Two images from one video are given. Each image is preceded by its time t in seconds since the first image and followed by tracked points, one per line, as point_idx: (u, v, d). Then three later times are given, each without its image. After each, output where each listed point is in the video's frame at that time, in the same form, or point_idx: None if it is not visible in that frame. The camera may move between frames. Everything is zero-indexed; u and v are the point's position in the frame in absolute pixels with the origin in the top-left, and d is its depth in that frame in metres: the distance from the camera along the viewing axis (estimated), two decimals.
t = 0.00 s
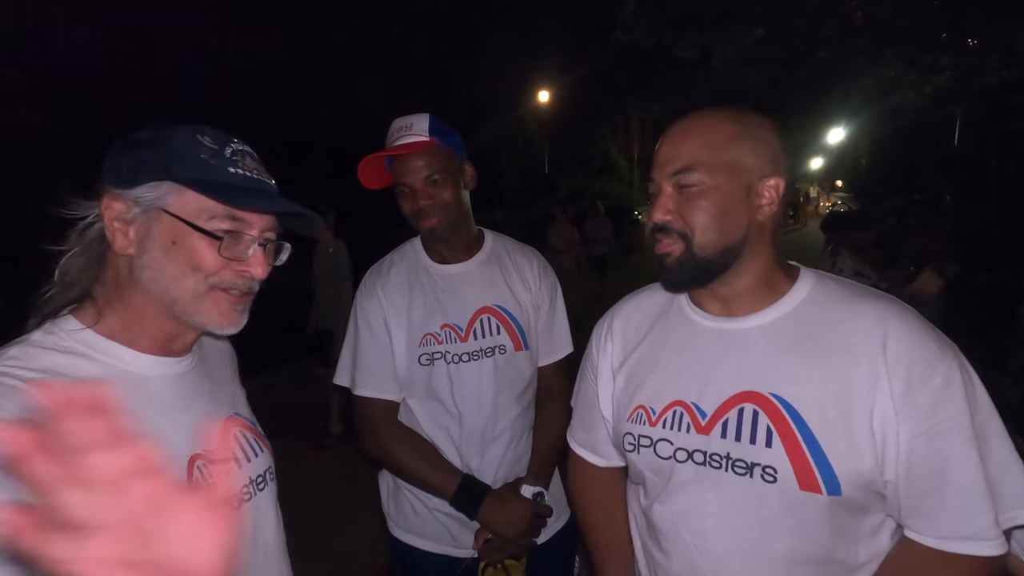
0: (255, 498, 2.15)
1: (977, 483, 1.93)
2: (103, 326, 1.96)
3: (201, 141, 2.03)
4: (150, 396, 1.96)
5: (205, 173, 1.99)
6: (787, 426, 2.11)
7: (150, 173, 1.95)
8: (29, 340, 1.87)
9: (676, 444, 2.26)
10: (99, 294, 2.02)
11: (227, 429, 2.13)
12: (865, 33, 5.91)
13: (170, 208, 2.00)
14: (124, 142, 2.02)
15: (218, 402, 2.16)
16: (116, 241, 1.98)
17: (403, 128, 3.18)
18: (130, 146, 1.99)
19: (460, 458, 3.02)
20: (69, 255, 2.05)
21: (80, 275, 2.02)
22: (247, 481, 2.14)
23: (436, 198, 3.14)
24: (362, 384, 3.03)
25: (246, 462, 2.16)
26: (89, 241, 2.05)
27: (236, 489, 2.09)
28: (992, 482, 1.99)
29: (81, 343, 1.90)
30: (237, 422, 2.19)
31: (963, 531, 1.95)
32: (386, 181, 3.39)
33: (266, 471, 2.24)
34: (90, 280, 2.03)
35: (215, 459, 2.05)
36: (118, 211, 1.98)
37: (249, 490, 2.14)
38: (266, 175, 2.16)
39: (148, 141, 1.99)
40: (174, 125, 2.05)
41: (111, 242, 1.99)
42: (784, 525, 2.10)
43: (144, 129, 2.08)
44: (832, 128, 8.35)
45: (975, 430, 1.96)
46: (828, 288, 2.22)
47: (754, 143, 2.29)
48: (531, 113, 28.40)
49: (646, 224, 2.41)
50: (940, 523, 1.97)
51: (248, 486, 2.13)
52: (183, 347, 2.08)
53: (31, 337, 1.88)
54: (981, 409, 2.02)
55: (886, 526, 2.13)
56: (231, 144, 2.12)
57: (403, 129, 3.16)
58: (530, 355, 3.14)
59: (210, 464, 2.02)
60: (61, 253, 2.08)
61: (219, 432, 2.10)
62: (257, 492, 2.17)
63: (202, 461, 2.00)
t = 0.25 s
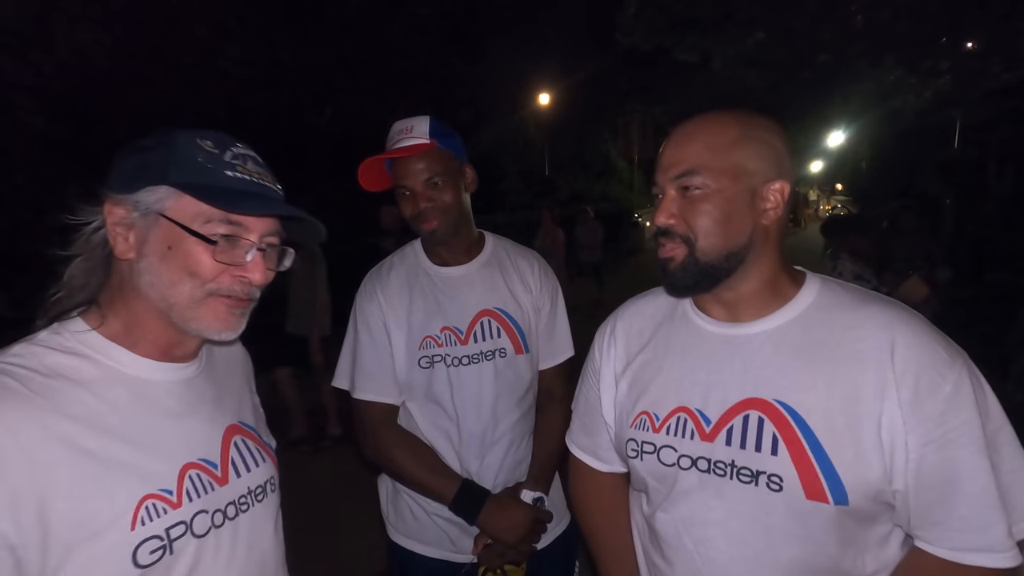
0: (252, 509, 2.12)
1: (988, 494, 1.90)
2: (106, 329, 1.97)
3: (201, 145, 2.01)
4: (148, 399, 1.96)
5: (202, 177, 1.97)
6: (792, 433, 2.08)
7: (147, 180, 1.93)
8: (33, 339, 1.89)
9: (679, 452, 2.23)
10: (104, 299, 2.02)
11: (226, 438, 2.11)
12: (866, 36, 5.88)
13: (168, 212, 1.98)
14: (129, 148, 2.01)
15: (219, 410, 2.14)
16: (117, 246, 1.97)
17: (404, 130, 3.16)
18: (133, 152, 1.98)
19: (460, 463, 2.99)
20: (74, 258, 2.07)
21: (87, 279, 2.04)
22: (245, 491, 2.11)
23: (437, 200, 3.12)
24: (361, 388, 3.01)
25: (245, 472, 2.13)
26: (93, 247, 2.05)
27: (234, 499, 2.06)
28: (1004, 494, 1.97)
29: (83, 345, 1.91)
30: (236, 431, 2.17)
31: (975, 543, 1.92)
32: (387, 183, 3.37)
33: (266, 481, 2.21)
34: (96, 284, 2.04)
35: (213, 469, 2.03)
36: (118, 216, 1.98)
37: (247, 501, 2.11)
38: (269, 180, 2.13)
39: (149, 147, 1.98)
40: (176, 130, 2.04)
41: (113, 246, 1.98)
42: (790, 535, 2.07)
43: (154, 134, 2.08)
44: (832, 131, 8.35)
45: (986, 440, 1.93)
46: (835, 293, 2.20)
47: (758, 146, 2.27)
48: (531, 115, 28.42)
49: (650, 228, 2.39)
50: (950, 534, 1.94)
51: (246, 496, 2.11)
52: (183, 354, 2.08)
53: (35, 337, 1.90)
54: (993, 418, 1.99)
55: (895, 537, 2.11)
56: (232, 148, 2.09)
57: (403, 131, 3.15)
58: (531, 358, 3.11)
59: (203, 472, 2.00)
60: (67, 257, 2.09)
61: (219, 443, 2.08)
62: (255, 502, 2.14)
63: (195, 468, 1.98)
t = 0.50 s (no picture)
0: (250, 523, 2.11)
1: (996, 505, 1.90)
2: (121, 335, 1.99)
3: (228, 158, 2.02)
4: (151, 408, 1.97)
5: (226, 191, 1.98)
6: (797, 442, 2.07)
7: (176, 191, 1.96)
8: (45, 340, 1.93)
9: (682, 459, 2.22)
10: (122, 306, 2.05)
11: (229, 451, 2.10)
12: (865, 41, 5.88)
13: (188, 223, 1.99)
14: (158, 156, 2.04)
15: (225, 420, 2.14)
16: (136, 253, 1.99)
17: (405, 134, 3.15)
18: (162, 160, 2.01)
19: (461, 468, 2.98)
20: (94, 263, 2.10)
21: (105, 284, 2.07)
22: (244, 506, 2.10)
23: (439, 205, 3.11)
24: (363, 393, 2.99)
25: (246, 485, 2.12)
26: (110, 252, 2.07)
27: (232, 513, 2.05)
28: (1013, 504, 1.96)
29: (94, 348, 1.94)
30: (241, 443, 2.16)
31: (984, 554, 1.91)
32: (388, 187, 3.36)
33: (268, 494, 2.20)
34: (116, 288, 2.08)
35: (212, 483, 2.03)
36: (141, 223, 2.00)
37: (245, 516, 2.10)
38: (293, 197, 2.13)
39: (178, 157, 2.00)
40: (206, 141, 2.06)
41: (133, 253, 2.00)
42: (795, 544, 2.07)
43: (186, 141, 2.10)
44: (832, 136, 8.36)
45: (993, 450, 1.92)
46: (841, 300, 2.19)
47: (762, 151, 2.26)
48: (532, 118, 28.46)
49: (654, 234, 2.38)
50: (957, 544, 1.94)
51: (244, 510, 2.09)
52: (193, 364, 2.09)
53: (48, 337, 1.94)
54: (1001, 427, 1.98)
55: (901, 547, 2.10)
56: (259, 163, 2.10)
57: (405, 135, 3.14)
58: (532, 363, 3.10)
59: (200, 485, 1.99)
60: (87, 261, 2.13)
61: (221, 454, 2.08)
62: (253, 516, 2.13)
63: (191, 481, 1.98)
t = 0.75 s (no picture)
0: (256, 532, 2.13)
1: (999, 509, 1.91)
2: (99, 348, 1.97)
3: (189, 148, 1.97)
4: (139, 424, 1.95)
5: (190, 183, 1.93)
6: (799, 446, 2.08)
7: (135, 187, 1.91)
8: (22, 359, 1.90)
9: (685, 462, 2.23)
10: (97, 318, 2.02)
11: (230, 458, 2.11)
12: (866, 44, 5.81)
13: (157, 224, 1.95)
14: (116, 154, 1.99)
15: (224, 428, 2.15)
16: (105, 262, 1.96)
17: (410, 137, 3.15)
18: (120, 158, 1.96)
19: (466, 470, 2.99)
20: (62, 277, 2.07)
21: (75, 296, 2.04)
22: (248, 515, 2.12)
23: (443, 209, 3.12)
24: (367, 395, 3.00)
25: (249, 494, 2.13)
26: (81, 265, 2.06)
27: (236, 525, 2.07)
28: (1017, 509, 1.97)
29: (75, 365, 1.91)
30: (242, 449, 2.17)
31: (988, 558, 1.93)
32: (392, 191, 3.37)
33: (272, 502, 2.21)
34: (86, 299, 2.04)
35: (212, 495, 2.03)
36: (106, 230, 1.95)
37: (250, 525, 2.11)
38: (263, 182, 2.09)
39: (136, 152, 1.95)
40: (164, 132, 2.01)
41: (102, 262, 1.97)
42: (799, 548, 2.07)
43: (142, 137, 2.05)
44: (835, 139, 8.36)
45: (997, 454, 1.93)
46: (844, 303, 2.19)
47: (764, 157, 2.27)
48: (534, 120, 28.46)
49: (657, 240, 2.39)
50: (961, 548, 1.95)
51: (249, 520, 2.11)
52: (181, 372, 2.08)
53: (25, 357, 1.91)
54: (1006, 431, 1.99)
55: (905, 550, 2.11)
56: (223, 149, 2.05)
57: (410, 138, 3.14)
58: (536, 364, 3.11)
59: (200, 499, 2.00)
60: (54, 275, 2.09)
61: (220, 464, 2.08)
62: (259, 524, 2.14)
63: (190, 496, 1.98)
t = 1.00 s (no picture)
0: (262, 540, 2.03)
1: (995, 508, 1.93)
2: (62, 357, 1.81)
3: (129, 124, 1.74)
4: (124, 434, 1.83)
5: (138, 167, 1.72)
6: (797, 446, 2.10)
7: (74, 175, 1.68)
8: None
9: (683, 462, 2.25)
10: (56, 325, 1.85)
11: (227, 463, 2.01)
12: (867, 45, 5.85)
13: (103, 217, 1.74)
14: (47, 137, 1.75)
15: (218, 434, 2.04)
16: (54, 263, 1.76)
17: (414, 138, 3.18)
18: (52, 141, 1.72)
19: (467, 470, 3.01)
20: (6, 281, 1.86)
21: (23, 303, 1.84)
22: (253, 522, 2.01)
23: (445, 210, 3.14)
24: (370, 395, 3.02)
25: (251, 500, 2.03)
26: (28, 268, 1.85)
27: (241, 534, 1.96)
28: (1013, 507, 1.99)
29: (41, 378, 1.76)
30: (239, 454, 2.07)
31: (985, 555, 1.94)
32: (395, 191, 3.39)
33: (275, 507, 2.12)
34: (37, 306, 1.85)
35: (214, 505, 1.92)
36: (49, 228, 1.74)
37: (254, 534, 2.01)
38: (221, 156, 1.88)
39: (69, 133, 1.72)
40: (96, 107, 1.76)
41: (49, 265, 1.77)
42: (797, 547, 2.09)
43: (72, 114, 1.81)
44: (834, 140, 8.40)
45: (993, 454, 1.94)
46: (842, 304, 2.21)
47: (764, 160, 2.29)
48: (534, 121, 28.51)
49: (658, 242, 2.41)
50: (958, 546, 1.97)
51: (254, 528, 2.01)
52: (164, 376, 1.95)
53: None
54: (1002, 430, 2.01)
55: (902, 548, 2.13)
56: (174, 122, 1.83)
57: (413, 139, 3.17)
58: (538, 365, 3.13)
59: (203, 511, 1.89)
60: None
61: (218, 470, 1.98)
62: (264, 532, 2.04)
63: (192, 508, 1.87)
